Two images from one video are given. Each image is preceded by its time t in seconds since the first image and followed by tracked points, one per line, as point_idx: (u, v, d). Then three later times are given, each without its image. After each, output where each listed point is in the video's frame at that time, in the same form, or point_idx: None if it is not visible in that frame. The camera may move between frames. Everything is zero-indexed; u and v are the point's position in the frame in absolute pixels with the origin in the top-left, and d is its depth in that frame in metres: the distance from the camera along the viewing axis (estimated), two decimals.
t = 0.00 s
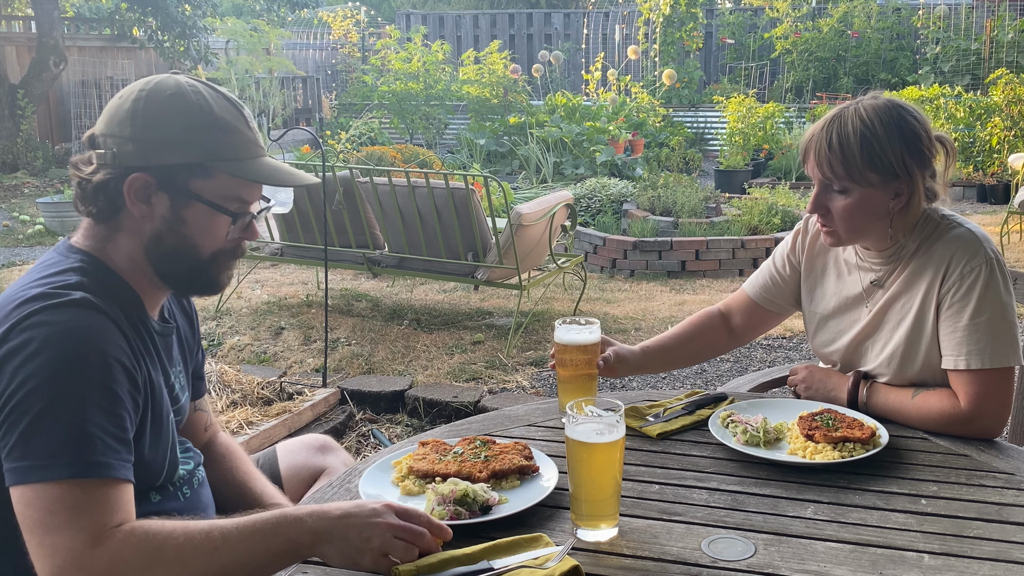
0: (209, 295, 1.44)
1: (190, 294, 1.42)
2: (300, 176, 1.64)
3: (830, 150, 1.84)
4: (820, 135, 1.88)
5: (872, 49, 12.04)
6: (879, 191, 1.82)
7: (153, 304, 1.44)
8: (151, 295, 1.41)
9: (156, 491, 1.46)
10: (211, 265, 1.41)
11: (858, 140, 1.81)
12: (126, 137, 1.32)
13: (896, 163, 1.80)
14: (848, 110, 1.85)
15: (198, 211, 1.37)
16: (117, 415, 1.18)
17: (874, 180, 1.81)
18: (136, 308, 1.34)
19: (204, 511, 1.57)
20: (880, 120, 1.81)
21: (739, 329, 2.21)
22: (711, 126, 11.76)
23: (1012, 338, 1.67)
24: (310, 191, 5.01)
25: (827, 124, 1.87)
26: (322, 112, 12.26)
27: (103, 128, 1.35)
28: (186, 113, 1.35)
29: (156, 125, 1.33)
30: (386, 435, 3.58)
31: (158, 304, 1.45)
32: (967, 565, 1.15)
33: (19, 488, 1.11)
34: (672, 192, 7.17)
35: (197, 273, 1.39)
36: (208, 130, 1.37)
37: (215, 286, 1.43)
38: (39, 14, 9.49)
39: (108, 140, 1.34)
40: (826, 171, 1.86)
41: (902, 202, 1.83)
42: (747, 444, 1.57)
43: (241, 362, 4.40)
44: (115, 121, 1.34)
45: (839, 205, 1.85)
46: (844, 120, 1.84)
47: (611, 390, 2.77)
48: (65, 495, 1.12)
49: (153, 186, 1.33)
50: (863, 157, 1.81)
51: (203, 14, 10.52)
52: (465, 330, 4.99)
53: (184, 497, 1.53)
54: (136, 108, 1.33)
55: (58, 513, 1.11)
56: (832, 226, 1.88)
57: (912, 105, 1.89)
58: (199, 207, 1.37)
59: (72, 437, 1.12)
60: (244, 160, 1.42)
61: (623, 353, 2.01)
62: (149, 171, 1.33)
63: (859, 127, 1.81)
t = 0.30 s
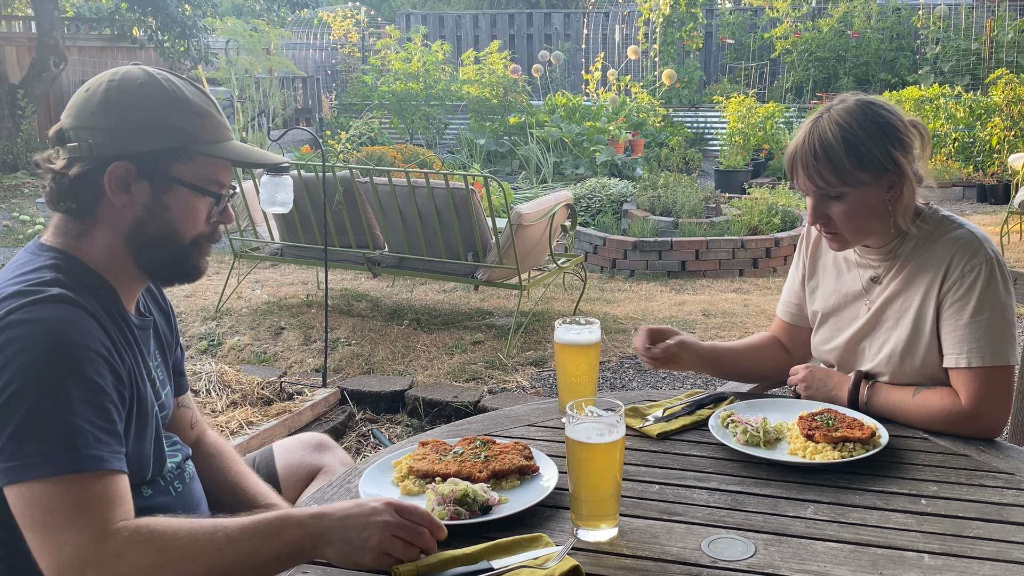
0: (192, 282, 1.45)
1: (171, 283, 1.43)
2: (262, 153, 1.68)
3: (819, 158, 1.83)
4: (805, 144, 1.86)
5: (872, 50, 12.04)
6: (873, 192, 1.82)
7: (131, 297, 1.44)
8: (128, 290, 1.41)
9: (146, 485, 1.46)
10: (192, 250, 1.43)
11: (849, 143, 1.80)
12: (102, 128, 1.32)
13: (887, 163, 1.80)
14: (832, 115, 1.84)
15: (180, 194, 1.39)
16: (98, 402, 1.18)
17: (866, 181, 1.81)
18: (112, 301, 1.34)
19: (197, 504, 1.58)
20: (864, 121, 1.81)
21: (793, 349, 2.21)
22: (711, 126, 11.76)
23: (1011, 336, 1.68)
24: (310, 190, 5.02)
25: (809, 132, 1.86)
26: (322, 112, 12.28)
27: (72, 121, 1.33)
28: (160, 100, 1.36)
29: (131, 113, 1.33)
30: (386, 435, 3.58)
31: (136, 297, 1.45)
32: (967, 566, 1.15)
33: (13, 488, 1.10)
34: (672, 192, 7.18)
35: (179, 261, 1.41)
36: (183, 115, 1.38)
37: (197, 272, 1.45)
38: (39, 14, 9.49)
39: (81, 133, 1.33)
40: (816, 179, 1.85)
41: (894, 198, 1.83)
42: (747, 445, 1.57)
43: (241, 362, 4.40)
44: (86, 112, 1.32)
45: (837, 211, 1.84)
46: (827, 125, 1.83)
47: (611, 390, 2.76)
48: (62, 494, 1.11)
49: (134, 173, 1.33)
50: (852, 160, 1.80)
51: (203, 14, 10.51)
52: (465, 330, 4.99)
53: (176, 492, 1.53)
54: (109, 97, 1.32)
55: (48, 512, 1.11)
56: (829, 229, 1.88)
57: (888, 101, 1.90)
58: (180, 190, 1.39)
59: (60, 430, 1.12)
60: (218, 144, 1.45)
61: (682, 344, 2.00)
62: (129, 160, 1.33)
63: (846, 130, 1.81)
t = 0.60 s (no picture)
0: (180, 276, 1.44)
1: (159, 278, 1.43)
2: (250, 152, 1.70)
3: (832, 139, 1.81)
4: (818, 122, 1.84)
5: (872, 50, 12.04)
6: (875, 179, 1.82)
7: (119, 292, 1.43)
8: (116, 284, 1.40)
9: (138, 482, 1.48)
10: (181, 244, 1.42)
11: (856, 126, 1.80)
12: (98, 119, 1.31)
13: (893, 150, 1.80)
14: (844, 98, 1.84)
15: (173, 184, 1.38)
16: (95, 391, 1.10)
17: (870, 168, 1.81)
18: (98, 294, 1.33)
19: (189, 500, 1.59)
20: (874, 107, 1.81)
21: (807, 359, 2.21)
22: (711, 126, 11.76)
23: (997, 320, 1.70)
24: (310, 190, 5.02)
25: (824, 110, 1.84)
26: (322, 112, 12.30)
27: (64, 113, 1.32)
28: (156, 94, 1.35)
29: (128, 104, 1.32)
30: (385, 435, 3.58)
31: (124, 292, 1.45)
32: (967, 565, 1.14)
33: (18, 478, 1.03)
34: (672, 192, 7.17)
35: (168, 257, 1.40)
36: (177, 110, 1.38)
37: (184, 267, 1.44)
38: (39, 14, 9.47)
39: (74, 125, 1.31)
40: (826, 160, 1.83)
41: (892, 189, 1.84)
42: (746, 444, 1.57)
43: (241, 362, 4.40)
44: (81, 104, 1.31)
45: (839, 194, 1.83)
46: (842, 108, 1.82)
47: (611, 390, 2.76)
48: (71, 479, 1.04)
49: (129, 164, 1.32)
50: (862, 146, 1.80)
51: (203, 14, 10.49)
52: (465, 330, 4.99)
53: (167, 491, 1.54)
54: (104, 90, 1.31)
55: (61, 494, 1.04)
56: (826, 214, 1.86)
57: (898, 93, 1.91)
58: (173, 181, 1.38)
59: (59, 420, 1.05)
60: (209, 138, 1.46)
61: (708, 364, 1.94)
62: (126, 150, 1.32)
63: (855, 113, 1.80)
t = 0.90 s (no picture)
0: (179, 273, 1.45)
1: (157, 273, 1.43)
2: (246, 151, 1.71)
3: (843, 133, 1.81)
4: (824, 118, 1.84)
5: (872, 50, 12.04)
6: (884, 174, 1.82)
7: (118, 284, 1.45)
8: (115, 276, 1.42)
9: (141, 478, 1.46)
10: (181, 239, 1.43)
11: (867, 121, 1.80)
12: (102, 112, 1.32)
13: (900, 146, 1.81)
14: (851, 94, 1.84)
15: (175, 178, 1.39)
16: (118, 338, 1.15)
17: (880, 163, 1.81)
18: (102, 286, 1.35)
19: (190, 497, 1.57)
20: (882, 103, 1.82)
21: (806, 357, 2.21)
22: (711, 126, 11.76)
23: (1002, 320, 1.72)
24: (310, 191, 5.02)
25: (830, 107, 1.84)
26: (322, 112, 12.32)
27: (69, 108, 1.33)
28: (161, 90, 1.37)
29: (132, 100, 1.34)
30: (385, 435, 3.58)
31: (124, 285, 1.47)
32: (967, 566, 1.15)
33: (81, 434, 1.11)
34: (672, 192, 7.18)
35: (167, 251, 1.41)
36: (181, 106, 1.40)
37: (181, 264, 1.44)
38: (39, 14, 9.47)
39: (80, 118, 1.32)
40: (836, 155, 1.82)
41: (899, 185, 1.85)
42: (747, 444, 1.57)
43: (241, 362, 4.40)
44: (86, 99, 1.32)
45: (850, 189, 1.83)
46: (848, 104, 1.82)
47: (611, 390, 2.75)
48: (127, 421, 1.11)
49: (133, 157, 1.34)
50: (873, 140, 1.80)
51: (203, 14, 10.48)
52: (465, 330, 4.99)
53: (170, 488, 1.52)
54: (110, 84, 1.33)
55: (126, 434, 1.10)
56: (835, 210, 1.86)
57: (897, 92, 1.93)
58: (176, 174, 1.39)
59: (89, 372, 1.11)
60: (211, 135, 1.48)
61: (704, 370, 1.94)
62: (131, 143, 1.34)
63: (865, 108, 1.81)
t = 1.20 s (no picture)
0: (195, 271, 1.50)
1: (172, 270, 1.48)
2: (260, 154, 1.74)
3: (874, 116, 1.84)
4: (862, 96, 1.87)
5: (872, 49, 12.04)
6: (903, 169, 1.84)
7: (135, 281, 1.49)
8: (134, 272, 1.46)
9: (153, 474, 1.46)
10: (199, 237, 1.48)
11: (901, 111, 1.83)
12: (129, 111, 1.37)
13: (926, 144, 1.84)
14: (896, 82, 1.87)
15: (196, 177, 1.44)
16: (144, 323, 1.19)
17: (902, 156, 1.84)
18: (123, 280, 1.40)
19: (196, 495, 1.58)
20: (923, 97, 1.84)
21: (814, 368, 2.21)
22: (711, 126, 11.76)
23: (1013, 330, 1.67)
24: (310, 191, 5.02)
25: (869, 88, 1.87)
26: (322, 112, 12.33)
27: (94, 107, 1.38)
28: (185, 93, 1.42)
29: (157, 100, 1.39)
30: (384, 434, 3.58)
31: (140, 282, 1.51)
32: (967, 565, 1.15)
33: (109, 416, 1.15)
34: (672, 192, 7.17)
35: (185, 248, 1.46)
36: (203, 107, 1.45)
37: (197, 261, 1.50)
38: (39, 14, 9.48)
39: (106, 117, 1.37)
40: (862, 136, 1.85)
41: (915, 186, 1.86)
42: (747, 444, 1.57)
43: (241, 362, 4.40)
44: (112, 99, 1.38)
45: (866, 173, 1.85)
46: (888, 89, 1.85)
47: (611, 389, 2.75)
48: (155, 401, 1.14)
49: (157, 154, 1.39)
50: (900, 131, 1.83)
51: (203, 14, 10.48)
52: (465, 330, 4.99)
53: (180, 484, 1.53)
54: (136, 85, 1.39)
55: (154, 415, 1.14)
56: (849, 193, 1.88)
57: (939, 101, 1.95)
58: (197, 173, 1.44)
59: (115, 353, 1.15)
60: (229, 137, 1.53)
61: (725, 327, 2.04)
62: (157, 141, 1.39)
63: (904, 97, 1.84)
